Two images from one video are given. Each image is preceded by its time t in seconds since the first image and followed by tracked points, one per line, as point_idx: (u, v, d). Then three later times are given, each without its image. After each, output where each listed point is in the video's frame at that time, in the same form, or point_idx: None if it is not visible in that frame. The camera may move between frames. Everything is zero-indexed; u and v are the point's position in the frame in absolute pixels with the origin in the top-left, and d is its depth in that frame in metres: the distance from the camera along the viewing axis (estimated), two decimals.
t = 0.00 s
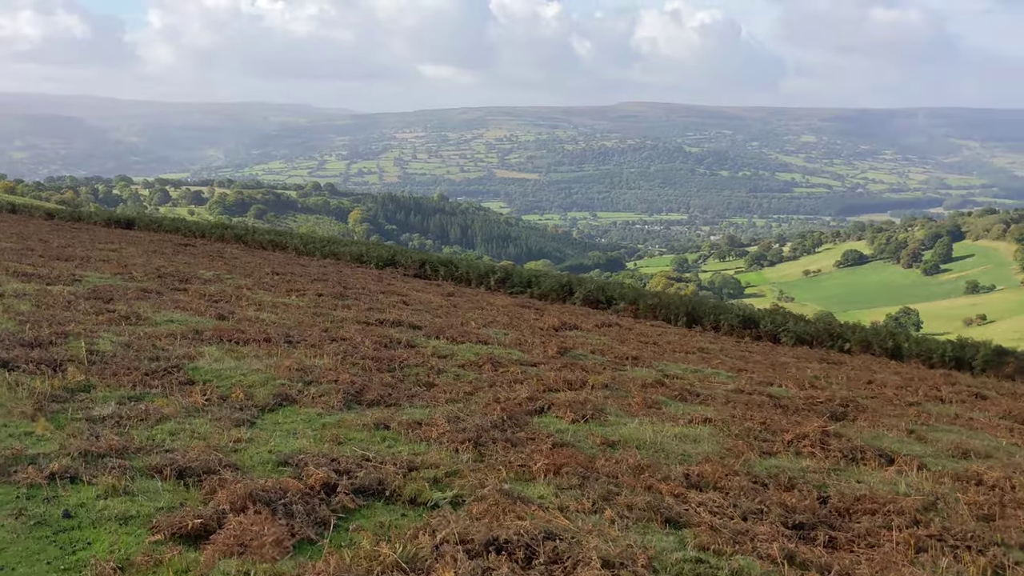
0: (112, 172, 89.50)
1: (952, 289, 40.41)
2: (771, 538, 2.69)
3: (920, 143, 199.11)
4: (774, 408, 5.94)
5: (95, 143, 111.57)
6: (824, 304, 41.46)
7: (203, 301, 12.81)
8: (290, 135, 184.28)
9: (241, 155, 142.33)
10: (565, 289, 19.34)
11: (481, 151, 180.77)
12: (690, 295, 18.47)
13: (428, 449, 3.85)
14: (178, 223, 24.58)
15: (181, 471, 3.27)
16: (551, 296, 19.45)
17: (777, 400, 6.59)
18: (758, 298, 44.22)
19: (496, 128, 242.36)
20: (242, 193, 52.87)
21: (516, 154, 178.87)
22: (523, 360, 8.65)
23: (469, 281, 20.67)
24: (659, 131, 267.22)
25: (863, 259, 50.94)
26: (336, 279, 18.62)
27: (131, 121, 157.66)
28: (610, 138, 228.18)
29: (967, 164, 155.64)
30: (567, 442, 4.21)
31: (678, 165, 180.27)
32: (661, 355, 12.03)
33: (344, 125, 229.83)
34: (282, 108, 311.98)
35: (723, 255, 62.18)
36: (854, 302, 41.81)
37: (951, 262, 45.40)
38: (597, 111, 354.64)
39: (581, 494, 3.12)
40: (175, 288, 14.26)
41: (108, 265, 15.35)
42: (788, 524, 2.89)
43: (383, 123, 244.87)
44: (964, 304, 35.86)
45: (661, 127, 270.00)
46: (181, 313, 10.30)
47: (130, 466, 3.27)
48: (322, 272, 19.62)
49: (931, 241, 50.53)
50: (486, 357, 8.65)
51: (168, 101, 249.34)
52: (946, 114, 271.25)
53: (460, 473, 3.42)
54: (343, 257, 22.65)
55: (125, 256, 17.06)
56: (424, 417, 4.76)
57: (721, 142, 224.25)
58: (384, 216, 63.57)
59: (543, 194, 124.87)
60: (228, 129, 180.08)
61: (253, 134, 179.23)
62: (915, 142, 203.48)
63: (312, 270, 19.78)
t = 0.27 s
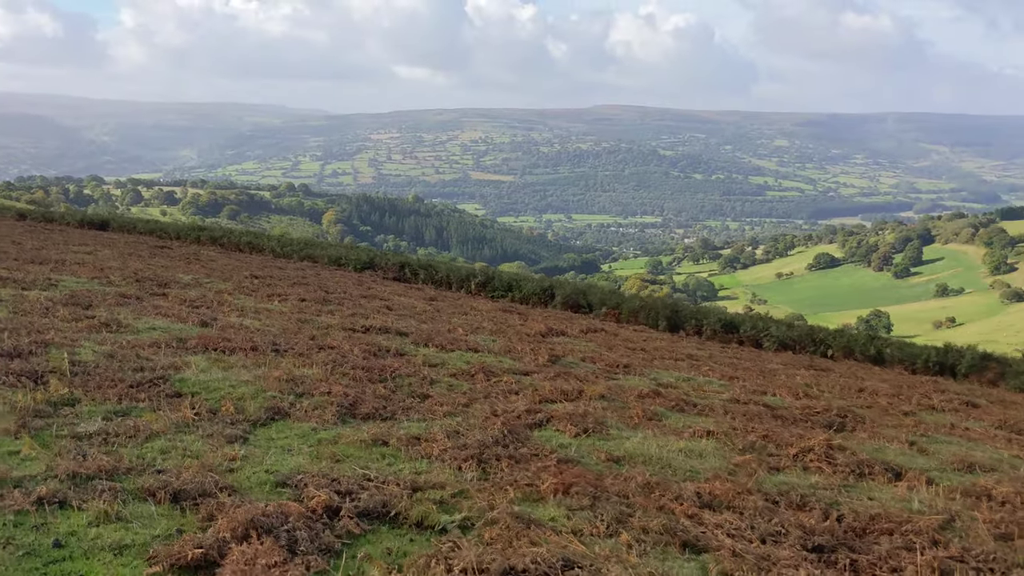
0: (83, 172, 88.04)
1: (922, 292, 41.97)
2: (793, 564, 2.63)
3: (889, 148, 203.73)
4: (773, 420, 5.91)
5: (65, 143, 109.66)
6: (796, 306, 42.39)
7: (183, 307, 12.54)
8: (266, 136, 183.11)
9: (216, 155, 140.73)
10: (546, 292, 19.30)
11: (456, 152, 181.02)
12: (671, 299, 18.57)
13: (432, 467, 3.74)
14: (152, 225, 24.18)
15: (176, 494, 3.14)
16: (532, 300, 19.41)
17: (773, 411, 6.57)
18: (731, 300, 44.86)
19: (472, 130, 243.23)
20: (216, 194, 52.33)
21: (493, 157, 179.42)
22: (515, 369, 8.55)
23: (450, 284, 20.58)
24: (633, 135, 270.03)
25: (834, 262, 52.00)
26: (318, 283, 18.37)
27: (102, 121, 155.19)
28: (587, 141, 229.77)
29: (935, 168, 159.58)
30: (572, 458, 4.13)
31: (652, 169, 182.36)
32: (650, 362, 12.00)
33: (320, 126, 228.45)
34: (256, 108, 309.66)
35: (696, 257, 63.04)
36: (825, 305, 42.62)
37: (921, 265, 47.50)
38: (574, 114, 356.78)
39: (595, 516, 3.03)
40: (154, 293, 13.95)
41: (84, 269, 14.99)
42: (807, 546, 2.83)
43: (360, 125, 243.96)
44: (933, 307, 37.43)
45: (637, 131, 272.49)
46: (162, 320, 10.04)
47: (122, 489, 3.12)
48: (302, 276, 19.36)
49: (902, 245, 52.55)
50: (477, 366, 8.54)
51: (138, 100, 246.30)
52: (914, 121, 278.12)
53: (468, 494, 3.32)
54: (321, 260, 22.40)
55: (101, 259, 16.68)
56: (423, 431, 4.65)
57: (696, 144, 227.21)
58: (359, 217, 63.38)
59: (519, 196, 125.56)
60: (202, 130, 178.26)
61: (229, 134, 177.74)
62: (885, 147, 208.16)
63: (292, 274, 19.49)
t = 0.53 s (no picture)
0: (41, 163, 85.61)
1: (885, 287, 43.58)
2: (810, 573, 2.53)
3: (853, 145, 208.36)
4: (764, 419, 5.87)
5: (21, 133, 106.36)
6: (760, 301, 43.12)
7: (153, 302, 12.14)
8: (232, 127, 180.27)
9: (181, 146, 137.79)
10: (520, 287, 19.25)
11: (424, 146, 180.03)
12: (645, 294, 18.63)
13: (426, 470, 3.60)
14: (116, 218, 23.59)
15: (158, 500, 2.95)
16: (505, 295, 19.36)
17: (761, 409, 6.54)
18: (697, 295, 45.70)
19: (442, 124, 242.75)
20: (179, 186, 51.30)
21: (463, 151, 178.87)
22: (499, 365, 8.42)
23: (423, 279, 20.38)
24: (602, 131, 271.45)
25: (798, 258, 53.09)
26: (291, 277, 18.01)
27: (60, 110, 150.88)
28: (557, 137, 230.44)
29: (897, 165, 163.90)
30: (568, 459, 4.01)
31: (621, 165, 183.86)
32: (630, 358, 11.97)
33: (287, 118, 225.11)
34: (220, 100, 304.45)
35: (662, 252, 64.04)
36: (788, 300, 43.57)
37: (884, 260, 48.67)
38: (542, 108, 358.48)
39: (600, 522, 2.92)
40: (121, 287, 13.49)
41: (48, 262, 14.47)
42: (819, 552, 2.74)
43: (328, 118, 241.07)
44: (895, 302, 39.20)
45: (607, 127, 273.86)
46: (133, 315, 9.68)
47: (100, 496, 2.93)
48: (273, 270, 18.97)
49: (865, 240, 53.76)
50: (460, 362, 8.40)
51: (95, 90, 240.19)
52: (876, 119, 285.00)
53: (466, 500, 3.18)
54: (290, 253, 22.01)
55: (66, 252, 16.12)
56: (413, 431, 4.50)
57: (664, 140, 229.84)
58: (326, 211, 62.79)
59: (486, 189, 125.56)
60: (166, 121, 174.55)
61: (194, 125, 174.47)
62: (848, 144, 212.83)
63: (263, 268, 19.06)
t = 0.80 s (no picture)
0: None
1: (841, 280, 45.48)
2: None
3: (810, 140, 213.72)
4: (748, 422, 5.88)
5: None
6: (718, 293, 43.62)
7: (115, 299, 11.69)
8: (190, 116, 176.16)
9: (138, 135, 133.95)
10: (489, 281, 19.16)
11: (385, 137, 178.38)
12: (616, 289, 18.74)
13: (416, 485, 3.47)
14: (72, 209, 22.84)
15: (135, 524, 2.75)
16: (473, 289, 19.20)
17: (743, 412, 6.56)
18: (658, 288, 46.86)
19: (405, 115, 241.36)
20: (136, 175, 49.94)
21: (427, 143, 177.74)
22: (478, 367, 8.31)
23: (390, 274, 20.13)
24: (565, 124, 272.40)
25: (757, 251, 54.45)
26: (258, 273, 17.58)
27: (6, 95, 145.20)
28: (521, 129, 230.75)
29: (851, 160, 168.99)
30: (559, 469, 3.92)
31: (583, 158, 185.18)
32: (605, 357, 11.97)
33: (246, 107, 220.33)
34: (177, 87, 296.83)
35: (624, 246, 65.13)
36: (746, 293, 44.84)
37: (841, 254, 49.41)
38: (505, 101, 359.71)
39: (601, 541, 2.83)
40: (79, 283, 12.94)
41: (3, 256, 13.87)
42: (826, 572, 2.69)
43: (289, 108, 236.84)
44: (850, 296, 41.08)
45: (572, 121, 274.93)
46: (96, 313, 9.28)
47: (73, 521, 2.72)
48: (237, 264, 18.51)
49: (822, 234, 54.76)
50: (438, 363, 8.27)
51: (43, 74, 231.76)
52: (832, 116, 292.68)
53: (462, 519, 3.05)
54: (253, 246, 21.53)
55: (21, 245, 15.46)
56: (398, 441, 4.36)
57: (625, 135, 232.95)
58: (286, 202, 61.95)
59: (448, 181, 125.14)
60: (120, 108, 169.56)
61: (150, 113, 169.85)
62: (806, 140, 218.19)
63: (228, 262, 18.57)
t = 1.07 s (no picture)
0: None
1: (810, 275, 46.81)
2: None
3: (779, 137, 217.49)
4: (746, 422, 5.92)
5: None
6: (690, 289, 45.10)
7: (93, 297, 11.41)
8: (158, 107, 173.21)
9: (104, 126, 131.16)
10: (467, 276, 19.17)
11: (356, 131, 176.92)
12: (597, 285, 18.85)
13: (427, 491, 3.38)
14: (41, 202, 22.35)
15: (140, 538, 2.63)
16: (452, 285, 19.15)
17: (740, 411, 6.58)
18: (629, 283, 47.64)
19: (377, 109, 240.41)
20: (103, 167, 49.03)
21: (399, 138, 176.94)
22: (471, 366, 8.23)
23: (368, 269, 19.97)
24: (537, 118, 272.75)
25: (727, 246, 55.47)
26: (238, 269, 17.28)
27: None
28: (493, 123, 230.99)
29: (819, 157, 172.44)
30: (568, 474, 3.85)
31: (554, 153, 186.15)
32: (593, 355, 11.98)
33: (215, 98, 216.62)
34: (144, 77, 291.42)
35: (595, 240, 65.94)
36: (716, 288, 45.66)
37: (809, 249, 51.88)
38: (477, 96, 360.43)
39: (623, 552, 2.77)
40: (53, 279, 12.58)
41: None
42: None
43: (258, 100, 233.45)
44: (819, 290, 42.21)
45: (546, 115, 275.23)
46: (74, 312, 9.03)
47: (75, 535, 2.60)
48: (214, 259, 18.23)
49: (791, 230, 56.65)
50: (433, 363, 8.19)
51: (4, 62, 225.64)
52: (800, 114, 298.08)
53: (478, 530, 2.97)
54: (227, 241, 21.23)
55: None
56: (403, 445, 4.27)
57: (596, 129, 235.01)
58: (256, 195, 61.45)
59: (420, 174, 124.96)
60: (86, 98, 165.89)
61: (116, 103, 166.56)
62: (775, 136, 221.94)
63: (205, 257, 18.26)
